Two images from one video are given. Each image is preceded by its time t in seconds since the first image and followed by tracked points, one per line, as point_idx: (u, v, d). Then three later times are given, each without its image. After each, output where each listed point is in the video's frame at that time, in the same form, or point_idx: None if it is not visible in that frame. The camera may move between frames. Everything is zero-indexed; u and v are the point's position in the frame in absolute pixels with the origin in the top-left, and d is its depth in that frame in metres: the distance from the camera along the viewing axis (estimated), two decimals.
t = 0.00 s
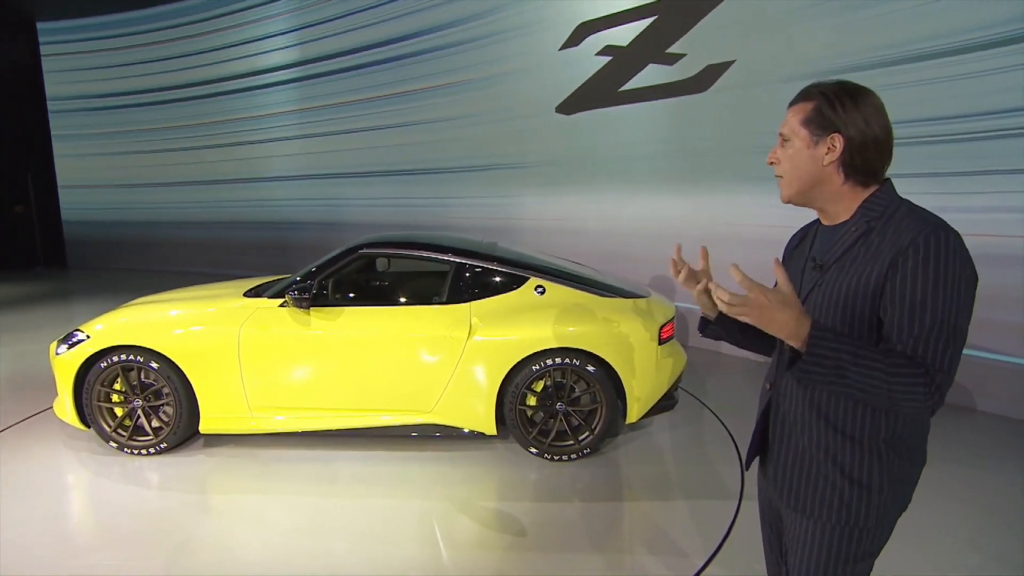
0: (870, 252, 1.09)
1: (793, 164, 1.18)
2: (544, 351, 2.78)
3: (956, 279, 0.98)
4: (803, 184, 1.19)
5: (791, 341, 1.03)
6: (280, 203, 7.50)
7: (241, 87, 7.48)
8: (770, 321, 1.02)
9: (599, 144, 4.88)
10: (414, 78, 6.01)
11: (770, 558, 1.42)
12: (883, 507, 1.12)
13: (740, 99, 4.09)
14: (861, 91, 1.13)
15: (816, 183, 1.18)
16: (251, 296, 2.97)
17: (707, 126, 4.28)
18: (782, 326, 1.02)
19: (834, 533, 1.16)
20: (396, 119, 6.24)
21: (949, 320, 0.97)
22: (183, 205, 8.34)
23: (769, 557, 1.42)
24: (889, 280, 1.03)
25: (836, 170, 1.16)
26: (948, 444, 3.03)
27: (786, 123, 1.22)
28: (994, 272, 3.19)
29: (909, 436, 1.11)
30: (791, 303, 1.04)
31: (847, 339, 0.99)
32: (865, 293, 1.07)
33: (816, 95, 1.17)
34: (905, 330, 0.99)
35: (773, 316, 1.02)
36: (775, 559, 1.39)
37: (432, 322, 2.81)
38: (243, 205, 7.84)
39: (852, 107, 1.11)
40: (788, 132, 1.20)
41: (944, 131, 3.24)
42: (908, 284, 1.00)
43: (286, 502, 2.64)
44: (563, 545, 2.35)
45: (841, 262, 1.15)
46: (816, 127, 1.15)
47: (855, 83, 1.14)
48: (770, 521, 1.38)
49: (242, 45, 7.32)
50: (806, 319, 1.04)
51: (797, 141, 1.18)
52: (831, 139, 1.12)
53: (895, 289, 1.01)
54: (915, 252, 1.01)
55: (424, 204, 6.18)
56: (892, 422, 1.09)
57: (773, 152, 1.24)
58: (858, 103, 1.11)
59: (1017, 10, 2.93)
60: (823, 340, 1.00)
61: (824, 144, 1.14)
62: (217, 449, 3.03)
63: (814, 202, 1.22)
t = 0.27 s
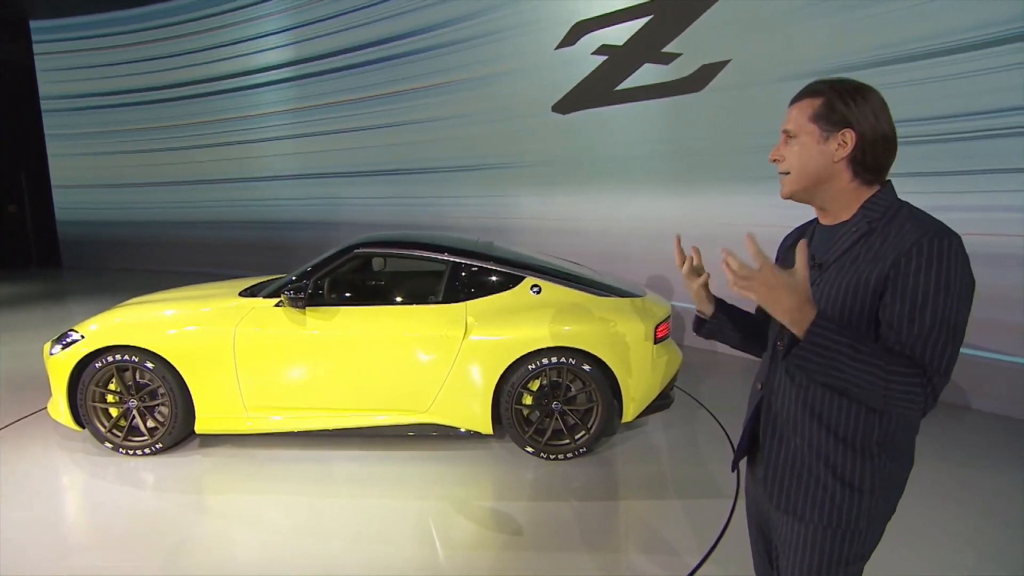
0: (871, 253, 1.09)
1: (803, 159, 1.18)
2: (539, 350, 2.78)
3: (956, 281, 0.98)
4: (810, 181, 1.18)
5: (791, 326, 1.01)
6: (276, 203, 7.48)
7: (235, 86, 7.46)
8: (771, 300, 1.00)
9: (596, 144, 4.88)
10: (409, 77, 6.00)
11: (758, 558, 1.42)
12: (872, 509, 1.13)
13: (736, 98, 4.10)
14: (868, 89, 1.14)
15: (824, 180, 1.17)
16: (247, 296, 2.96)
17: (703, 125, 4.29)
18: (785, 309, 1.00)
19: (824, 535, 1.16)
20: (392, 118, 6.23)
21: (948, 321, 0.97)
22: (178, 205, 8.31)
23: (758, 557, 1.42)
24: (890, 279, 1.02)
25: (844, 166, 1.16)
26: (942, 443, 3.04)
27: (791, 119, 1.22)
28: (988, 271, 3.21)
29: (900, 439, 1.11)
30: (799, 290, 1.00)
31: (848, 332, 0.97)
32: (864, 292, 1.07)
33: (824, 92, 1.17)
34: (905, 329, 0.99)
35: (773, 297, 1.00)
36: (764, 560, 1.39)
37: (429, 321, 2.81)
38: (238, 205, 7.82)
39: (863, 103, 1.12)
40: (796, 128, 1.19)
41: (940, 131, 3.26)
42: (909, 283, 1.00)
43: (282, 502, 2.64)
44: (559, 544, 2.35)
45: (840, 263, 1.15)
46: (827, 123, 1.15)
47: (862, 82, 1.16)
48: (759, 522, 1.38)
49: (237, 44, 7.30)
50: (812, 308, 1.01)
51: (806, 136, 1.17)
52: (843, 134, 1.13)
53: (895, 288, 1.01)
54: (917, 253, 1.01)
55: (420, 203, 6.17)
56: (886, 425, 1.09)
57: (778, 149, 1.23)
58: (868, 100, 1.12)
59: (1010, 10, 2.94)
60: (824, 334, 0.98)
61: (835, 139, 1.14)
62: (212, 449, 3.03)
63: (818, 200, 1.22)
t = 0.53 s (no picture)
0: (880, 256, 1.07)
1: (838, 157, 1.12)
2: (539, 351, 2.78)
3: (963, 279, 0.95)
4: (841, 180, 1.13)
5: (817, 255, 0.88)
6: (276, 202, 7.48)
7: (236, 85, 7.46)
8: (799, 217, 0.88)
9: (597, 145, 4.89)
10: (410, 78, 6.00)
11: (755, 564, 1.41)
12: (883, 511, 1.14)
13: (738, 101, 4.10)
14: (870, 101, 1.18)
15: (851, 181, 1.14)
16: (247, 295, 2.96)
17: (704, 128, 4.29)
18: (812, 232, 0.88)
19: (836, 542, 1.16)
20: (393, 119, 6.23)
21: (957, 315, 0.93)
22: (178, 204, 8.31)
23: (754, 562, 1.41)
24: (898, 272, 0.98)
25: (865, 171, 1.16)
26: (941, 446, 3.05)
27: (814, 118, 1.16)
28: (988, 275, 3.22)
29: (906, 442, 1.12)
30: (831, 217, 0.88)
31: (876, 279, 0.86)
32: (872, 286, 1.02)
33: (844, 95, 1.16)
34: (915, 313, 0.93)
35: (794, 216, 0.89)
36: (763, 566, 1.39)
37: (429, 322, 2.81)
38: (239, 204, 7.82)
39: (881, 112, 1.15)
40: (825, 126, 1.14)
41: (942, 135, 3.26)
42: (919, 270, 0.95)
43: (281, 502, 2.64)
44: (558, 546, 2.35)
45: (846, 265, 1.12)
46: (857, 124, 1.13)
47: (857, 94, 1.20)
48: (758, 527, 1.37)
49: (238, 43, 7.30)
50: (843, 244, 0.88)
51: (838, 135, 1.13)
52: (873, 136, 1.13)
53: (907, 274, 0.96)
54: (926, 249, 0.97)
55: (421, 204, 6.17)
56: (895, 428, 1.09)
57: (805, 146, 1.15)
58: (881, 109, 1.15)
59: (1012, 15, 2.96)
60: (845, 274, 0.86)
61: (864, 141, 1.13)
62: (211, 448, 3.02)
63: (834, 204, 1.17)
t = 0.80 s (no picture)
0: (887, 266, 1.08)
1: (851, 163, 1.13)
2: (539, 351, 2.78)
3: (968, 295, 0.98)
4: (853, 187, 1.14)
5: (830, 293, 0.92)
6: (274, 202, 7.47)
7: (234, 85, 7.45)
8: (812, 257, 0.91)
9: (596, 145, 4.89)
10: (409, 78, 5.99)
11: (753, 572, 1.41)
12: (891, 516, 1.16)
13: (737, 101, 4.11)
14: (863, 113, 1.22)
15: (861, 189, 1.15)
16: (246, 295, 2.96)
17: (703, 128, 4.30)
18: (825, 271, 0.91)
19: (844, 548, 1.17)
20: (391, 119, 6.23)
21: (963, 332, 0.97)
22: (177, 204, 8.29)
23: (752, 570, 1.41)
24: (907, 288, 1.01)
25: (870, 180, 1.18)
26: (941, 446, 3.05)
27: (822, 125, 1.17)
28: (987, 275, 3.22)
29: (910, 448, 1.14)
30: (844, 255, 0.90)
31: (887, 315, 0.90)
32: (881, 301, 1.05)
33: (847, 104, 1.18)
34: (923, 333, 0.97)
35: (812, 257, 0.91)
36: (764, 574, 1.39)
37: (429, 322, 2.81)
38: (237, 204, 7.80)
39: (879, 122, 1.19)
40: (835, 132, 1.15)
41: (941, 134, 3.27)
42: (928, 290, 0.98)
43: (282, 502, 2.63)
44: (558, 546, 2.35)
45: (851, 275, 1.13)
46: (864, 132, 1.15)
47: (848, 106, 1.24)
48: (757, 535, 1.36)
49: (236, 43, 7.29)
50: (856, 280, 0.91)
51: (848, 142, 1.14)
52: (878, 145, 1.16)
53: (915, 294, 0.99)
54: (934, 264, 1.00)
55: (420, 204, 6.17)
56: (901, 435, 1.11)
57: (818, 152, 1.14)
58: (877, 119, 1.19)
59: (1011, 16, 2.96)
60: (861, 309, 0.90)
61: (868, 148, 1.15)
62: (211, 449, 3.02)
63: (842, 212, 1.17)
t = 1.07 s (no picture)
0: (892, 279, 1.09)
1: (852, 171, 1.15)
2: (538, 350, 2.78)
3: (975, 315, 1.00)
4: (855, 195, 1.16)
5: (832, 361, 1.00)
6: (270, 199, 7.44)
7: (230, 81, 7.42)
8: (816, 333, 0.98)
9: (595, 144, 4.89)
10: (406, 75, 5.98)
11: None
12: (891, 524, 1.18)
13: (736, 100, 4.11)
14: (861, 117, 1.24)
15: (862, 196, 1.18)
16: (244, 292, 2.94)
17: (701, 127, 4.30)
18: (827, 344, 0.98)
19: (845, 555, 1.18)
20: (388, 116, 6.21)
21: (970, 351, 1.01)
22: (173, 201, 8.25)
23: None
24: (914, 307, 1.04)
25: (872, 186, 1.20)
26: (938, 446, 3.07)
27: (823, 134, 1.18)
28: (984, 276, 3.23)
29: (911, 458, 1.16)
30: (842, 328, 0.98)
31: (885, 371, 0.99)
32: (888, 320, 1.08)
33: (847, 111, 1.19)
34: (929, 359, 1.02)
35: (811, 333, 0.98)
36: None
37: (428, 320, 2.80)
38: (233, 201, 7.77)
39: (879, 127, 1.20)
40: (836, 141, 1.17)
41: (939, 134, 3.28)
42: (936, 315, 1.01)
43: (280, 501, 2.62)
44: (557, 544, 2.36)
45: (856, 286, 1.13)
46: (865, 140, 1.17)
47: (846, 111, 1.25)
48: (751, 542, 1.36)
49: (231, 39, 7.26)
50: (854, 348, 0.99)
51: (849, 151, 1.16)
52: (878, 152, 1.18)
53: (925, 317, 1.02)
54: (942, 283, 1.02)
55: (418, 202, 6.16)
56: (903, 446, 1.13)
57: (819, 161, 1.16)
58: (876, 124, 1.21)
59: (1008, 16, 2.97)
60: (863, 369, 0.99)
61: (869, 157, 1.17)
62: (208, 447, 3.00)
63: (844, 219, 1.20)
